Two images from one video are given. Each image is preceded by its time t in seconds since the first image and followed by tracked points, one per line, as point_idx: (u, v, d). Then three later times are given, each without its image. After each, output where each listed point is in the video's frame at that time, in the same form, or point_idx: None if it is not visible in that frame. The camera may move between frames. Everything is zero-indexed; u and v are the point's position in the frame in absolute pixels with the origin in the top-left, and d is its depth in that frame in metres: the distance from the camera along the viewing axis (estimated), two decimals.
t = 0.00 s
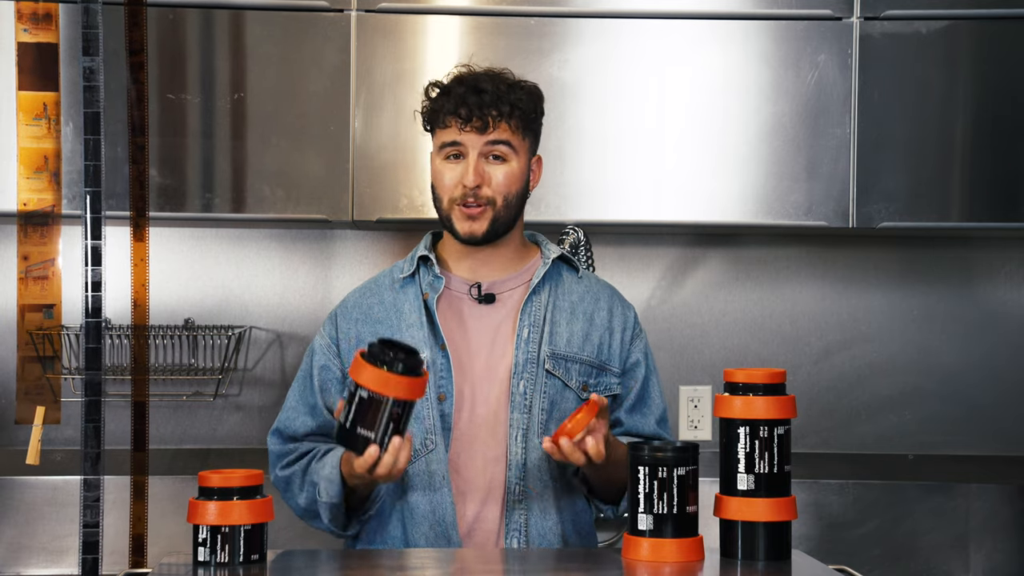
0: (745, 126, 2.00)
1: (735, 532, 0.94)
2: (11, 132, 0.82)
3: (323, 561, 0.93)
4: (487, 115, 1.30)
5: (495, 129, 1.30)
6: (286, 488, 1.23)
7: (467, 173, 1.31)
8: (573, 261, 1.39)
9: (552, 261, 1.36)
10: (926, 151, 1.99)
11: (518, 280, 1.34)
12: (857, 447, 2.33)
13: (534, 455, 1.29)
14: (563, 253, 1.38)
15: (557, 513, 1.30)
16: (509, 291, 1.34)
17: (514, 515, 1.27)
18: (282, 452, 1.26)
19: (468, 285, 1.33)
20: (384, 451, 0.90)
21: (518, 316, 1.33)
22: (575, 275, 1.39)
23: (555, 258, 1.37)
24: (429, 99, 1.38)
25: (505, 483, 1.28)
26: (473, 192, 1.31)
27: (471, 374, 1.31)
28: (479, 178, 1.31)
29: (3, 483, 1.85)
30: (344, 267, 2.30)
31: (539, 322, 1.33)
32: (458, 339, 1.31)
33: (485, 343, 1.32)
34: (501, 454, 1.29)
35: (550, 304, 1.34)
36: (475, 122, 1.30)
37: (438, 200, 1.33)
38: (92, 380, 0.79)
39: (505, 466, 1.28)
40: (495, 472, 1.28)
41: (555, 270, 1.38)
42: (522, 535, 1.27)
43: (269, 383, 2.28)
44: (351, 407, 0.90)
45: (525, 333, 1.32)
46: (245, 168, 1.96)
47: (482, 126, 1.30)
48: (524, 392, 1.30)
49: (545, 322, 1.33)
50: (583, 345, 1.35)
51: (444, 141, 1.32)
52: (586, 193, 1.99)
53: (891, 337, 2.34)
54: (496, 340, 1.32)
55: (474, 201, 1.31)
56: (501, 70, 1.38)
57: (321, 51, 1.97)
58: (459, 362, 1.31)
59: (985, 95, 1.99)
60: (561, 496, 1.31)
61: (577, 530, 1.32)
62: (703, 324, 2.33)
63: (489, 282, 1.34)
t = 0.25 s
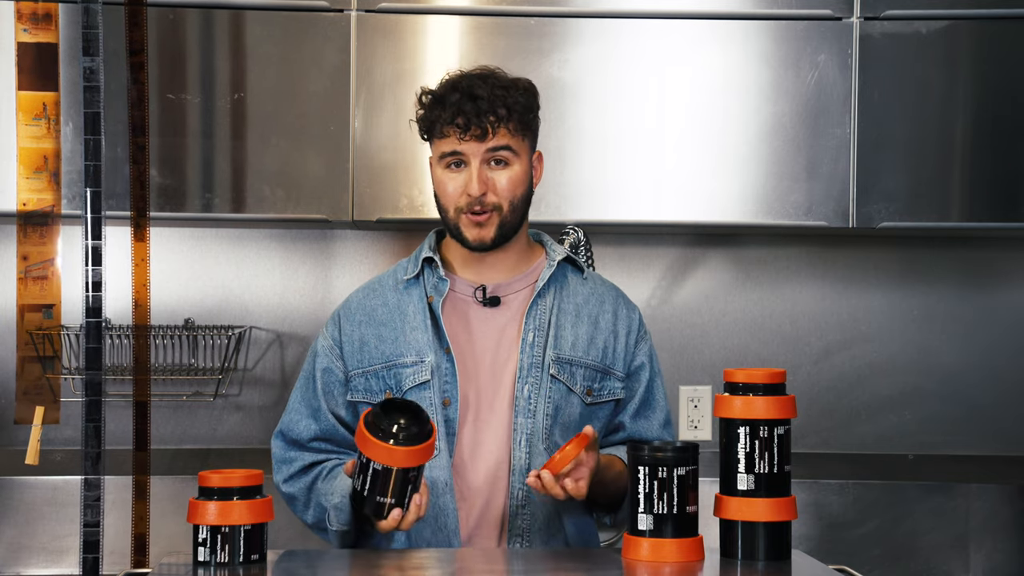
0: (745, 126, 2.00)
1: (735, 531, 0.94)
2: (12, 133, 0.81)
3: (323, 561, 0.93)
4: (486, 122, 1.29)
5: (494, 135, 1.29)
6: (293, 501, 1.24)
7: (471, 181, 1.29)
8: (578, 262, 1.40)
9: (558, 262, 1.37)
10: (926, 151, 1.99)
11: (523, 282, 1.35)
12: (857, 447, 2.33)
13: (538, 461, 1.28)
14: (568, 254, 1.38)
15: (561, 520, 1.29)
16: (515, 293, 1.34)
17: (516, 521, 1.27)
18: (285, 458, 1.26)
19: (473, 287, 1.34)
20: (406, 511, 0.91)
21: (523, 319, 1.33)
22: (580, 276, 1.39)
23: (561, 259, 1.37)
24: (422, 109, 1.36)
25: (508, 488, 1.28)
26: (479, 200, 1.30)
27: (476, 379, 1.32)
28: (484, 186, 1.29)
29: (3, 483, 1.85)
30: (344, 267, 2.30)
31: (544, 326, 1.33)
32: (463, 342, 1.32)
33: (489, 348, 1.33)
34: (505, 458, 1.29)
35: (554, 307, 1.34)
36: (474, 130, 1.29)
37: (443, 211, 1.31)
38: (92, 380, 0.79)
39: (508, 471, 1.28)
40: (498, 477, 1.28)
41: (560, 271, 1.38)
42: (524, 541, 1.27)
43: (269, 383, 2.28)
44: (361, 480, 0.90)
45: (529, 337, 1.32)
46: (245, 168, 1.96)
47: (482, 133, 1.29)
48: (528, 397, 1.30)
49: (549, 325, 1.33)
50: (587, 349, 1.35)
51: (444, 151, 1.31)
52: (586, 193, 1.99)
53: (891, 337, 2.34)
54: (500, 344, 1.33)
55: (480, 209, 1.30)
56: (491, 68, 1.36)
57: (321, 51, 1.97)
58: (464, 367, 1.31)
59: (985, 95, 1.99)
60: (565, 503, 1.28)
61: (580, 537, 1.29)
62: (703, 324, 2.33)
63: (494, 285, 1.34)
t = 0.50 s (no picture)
0: (745, 126, 2.00)
1: (735, 531, 0.94)
2: (12, 132, 0.80)
3: (323, 561, 0.93)
4: (487, 121, 1.29)
5: (494, 134, 1.29)
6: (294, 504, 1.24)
7: (471, 181, 1.29)
8: (579, 262, 1.40)
9: (558, 263, 1.37)
10: (926, 151, 1.99)
11: (523, 283, 1.35)
12: (857, 447, 2.33)
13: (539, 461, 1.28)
14: (569, 254, 1.38)
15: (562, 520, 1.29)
16: (514, 295, 1.35)
17: (517, 522, 1.28)
18: (285, 460, 1.27)
19: (473, 288, 1.34)
20: (411, 518, 0.91)
21: (524, 321, 1.33)
22: (580, 275, 1.40)
23: (561, 259, 1.37)
24: (422, 107, 1.36)
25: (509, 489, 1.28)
26: (479, 200, 1.29)
27: (477, 380, 1.31)
28: (484, 185, 1.29)
29: (3, 483, 1.85)
30: (344, 267, 2.30)
31: (545, 327, 1.33)
32: (463, 345, 1.32)
33: (491, 350, 1.32)
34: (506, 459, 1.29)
35: (555, 307, 1.35)
36: (474, 129, 1.29)
37: (443, 210, 1.31)
38: (92, 380, 0.78)
39: (509, 472, 1.28)
40: (499, 478, 1.28)
41: (561, 271, 1.38)
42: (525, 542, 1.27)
43: (269, 383, 2.28)
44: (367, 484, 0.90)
45: (530, 338, 1.32)
46: (245, 168, 1.96)
47: (482, 132, 1.29)
48: (529, 398, 1.30)
49: (550, 326, 1.33)
50: (588, 349, 1.35)
51: (444, 150, 1.30)
52: (586, 193, 1.99)
53: (891, 337, 2.34)
54: (501, 346, 1.33)
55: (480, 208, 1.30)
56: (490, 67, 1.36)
57: (321, 51, 1.97)
58: (465, 369, 1.31)
59: (985, 95, 1.99)
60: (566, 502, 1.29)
61: (582, 535, 1.30)
62: (703, 324, 2.33)
63: (494, 286, 1.34)
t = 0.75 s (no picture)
0: (745, 126, 2.00)
1: (735, 531, 0.94)
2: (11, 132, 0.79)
3: (323, 561, 0.93)
4: (486, 116, 1.29)
5: (494, 130, 1.29)
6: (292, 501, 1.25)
7: (469, 176, 1.29)
8: (576, 260, 1.40)
9: (555, 261, 1.36)
10: (926, 151, 1.99)
11: (520, 280, 1.35)
12: (857, 447, 2.33)
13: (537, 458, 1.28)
14: (565, 253, 1.38)
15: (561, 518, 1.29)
16: (512, 291, 1.34)
17: (515, 518, 1.27)
18: (283, 457, 1.27)
19: (471, 285, 1.34)
20: (411, 513, 0.91)
21: (522, 318, 1.33)
22: (578, 274, 1.39)
23: (558, 258, 1.37)
24: (421, 104, 1.36)
25: (507, 486, 1.28)
26: (478, 195, 1.29)
27: (475, 377, 1.31)
28: (483, 181, 1.29)
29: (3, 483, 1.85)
30: (344, 267, 2.30)
31: (543, 324, 1.33)
32: (461, 342, 1.32)
33: (488, 347, 1.33)
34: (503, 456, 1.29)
35: (553, 305, 1.34)
36: (474, 125, 1.29)
37: (441, 207, 1.31)
38: (92, 379, 0.78)
39: (507, 469, 1.28)
40: (497, 475, 1.28)
41: (558, 270, 1.38)
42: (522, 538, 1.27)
43: (269, 383, 2.28)
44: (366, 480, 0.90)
45: (528, 335, 1.32)
46: (245, 168, 1.96)
47: (481, 127, 1.29)
48: (527, 395, 1.30)
49: (548, 324, 1.33)
50: (586, 347, 1.35)
51: (442, 145, 1.30)
52: (586, 193, 1.99)
53: (891, 337, 2.34)
54: (499, 342, 1.33)
55: (478, 204, 1.30)
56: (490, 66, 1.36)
57: (321, 51, 1.97)
58: (461, 366, 1.31)
59: (985, 95, 1.99)
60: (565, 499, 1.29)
61: (581, 532, 1.30)
62: (703, 324, 2.33)
63: (492, 283, 1.34)
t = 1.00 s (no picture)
0: (745, 126, 2.00)
1: (735, 531, 0.94)
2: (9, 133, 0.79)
3: (324, 561, 0.93)
4: (485, 113, 1.31)
5: (493, 127, 1.31)
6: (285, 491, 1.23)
7: (465, 171, 1.32)
8: (570, 258, 1.39)
9: (549, 258, 1.36)
10: (926, 151, 1.99)
11: (516, 276, 1.34)
12: (857, 447, 2.33)
13: (533, 448, 1.29)
14: (560, 250, 1.38)
15: (558, 510, 1.29)
16: (508, 287, 1.34)
17: (511, 509, 1.27)
18: (280, 449, 1.26)
19: (467, 281, 1.34)
20: (401, 458, 0.90)
21: (517, 312, 1.32)
22: (572, 272, 1.39)
23: (552, 254, 1.37)
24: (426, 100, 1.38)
25: (504, 478, 1.28)
26: (472, 190, 1.32)
27: (471, 369, 1.31)
28: (478, 177, 1.32)
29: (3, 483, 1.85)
30: (343, 266, 2.30)
31: (537, 317, 1.33)
32: (457, 335, 1.32)
33: (485, 339, 1.32)
34: (499, 449, 1.29)
35: (547, 299, 1.35)
36: (473, 121, 1.31)
37: (437, 199, 1.33)
38: (93, 380, 0.78)
39: (504, 461, 1.29)
40: (495, 467, 1.29)
41: (552, 267, 1.38)
42: (519, 529, 1.27)
43: (269, 383, 2.28)
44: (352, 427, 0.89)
45: (523, 327, 1.32)
46: (245, 168, 1.96)
47: (479, 123, 1.31)
48: (523, 387, 1.30)
49: (543, 316, 1.33)
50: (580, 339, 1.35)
51: (442, 139, 1.33)
52: (586, 193, 1.99)
53: (891, 337, 2.34)
54: (495, 335, 1.32)
55: (472, 199, 1.31)
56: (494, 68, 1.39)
57: (321, 51, 1.97)
58: (459, 358, 1.31)
59: (985, 95, 1.99)
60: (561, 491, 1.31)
61: (579, 524, 1.32)
62: (703, 323, 2.33)
63: (488, 279, 1.34)
